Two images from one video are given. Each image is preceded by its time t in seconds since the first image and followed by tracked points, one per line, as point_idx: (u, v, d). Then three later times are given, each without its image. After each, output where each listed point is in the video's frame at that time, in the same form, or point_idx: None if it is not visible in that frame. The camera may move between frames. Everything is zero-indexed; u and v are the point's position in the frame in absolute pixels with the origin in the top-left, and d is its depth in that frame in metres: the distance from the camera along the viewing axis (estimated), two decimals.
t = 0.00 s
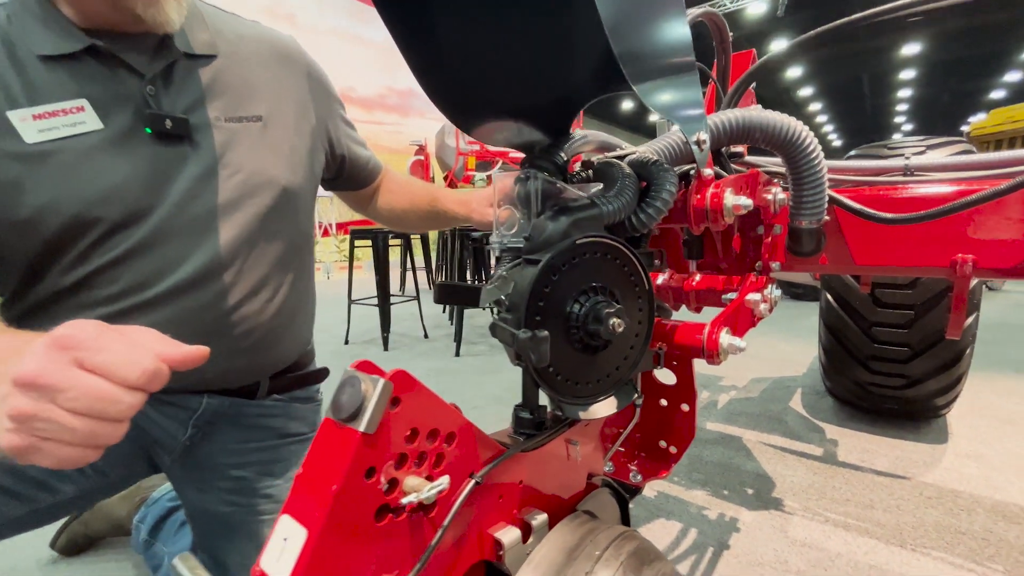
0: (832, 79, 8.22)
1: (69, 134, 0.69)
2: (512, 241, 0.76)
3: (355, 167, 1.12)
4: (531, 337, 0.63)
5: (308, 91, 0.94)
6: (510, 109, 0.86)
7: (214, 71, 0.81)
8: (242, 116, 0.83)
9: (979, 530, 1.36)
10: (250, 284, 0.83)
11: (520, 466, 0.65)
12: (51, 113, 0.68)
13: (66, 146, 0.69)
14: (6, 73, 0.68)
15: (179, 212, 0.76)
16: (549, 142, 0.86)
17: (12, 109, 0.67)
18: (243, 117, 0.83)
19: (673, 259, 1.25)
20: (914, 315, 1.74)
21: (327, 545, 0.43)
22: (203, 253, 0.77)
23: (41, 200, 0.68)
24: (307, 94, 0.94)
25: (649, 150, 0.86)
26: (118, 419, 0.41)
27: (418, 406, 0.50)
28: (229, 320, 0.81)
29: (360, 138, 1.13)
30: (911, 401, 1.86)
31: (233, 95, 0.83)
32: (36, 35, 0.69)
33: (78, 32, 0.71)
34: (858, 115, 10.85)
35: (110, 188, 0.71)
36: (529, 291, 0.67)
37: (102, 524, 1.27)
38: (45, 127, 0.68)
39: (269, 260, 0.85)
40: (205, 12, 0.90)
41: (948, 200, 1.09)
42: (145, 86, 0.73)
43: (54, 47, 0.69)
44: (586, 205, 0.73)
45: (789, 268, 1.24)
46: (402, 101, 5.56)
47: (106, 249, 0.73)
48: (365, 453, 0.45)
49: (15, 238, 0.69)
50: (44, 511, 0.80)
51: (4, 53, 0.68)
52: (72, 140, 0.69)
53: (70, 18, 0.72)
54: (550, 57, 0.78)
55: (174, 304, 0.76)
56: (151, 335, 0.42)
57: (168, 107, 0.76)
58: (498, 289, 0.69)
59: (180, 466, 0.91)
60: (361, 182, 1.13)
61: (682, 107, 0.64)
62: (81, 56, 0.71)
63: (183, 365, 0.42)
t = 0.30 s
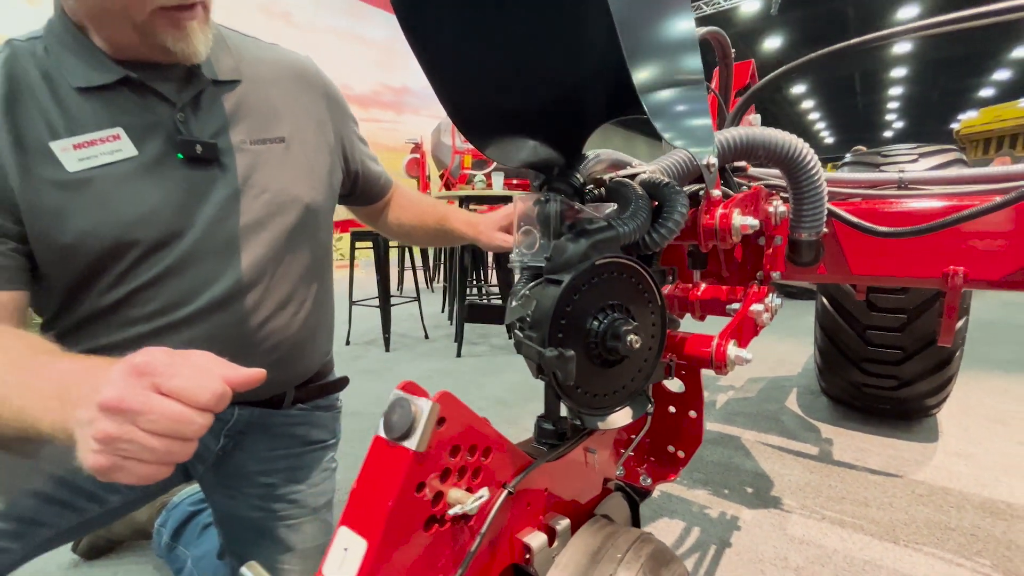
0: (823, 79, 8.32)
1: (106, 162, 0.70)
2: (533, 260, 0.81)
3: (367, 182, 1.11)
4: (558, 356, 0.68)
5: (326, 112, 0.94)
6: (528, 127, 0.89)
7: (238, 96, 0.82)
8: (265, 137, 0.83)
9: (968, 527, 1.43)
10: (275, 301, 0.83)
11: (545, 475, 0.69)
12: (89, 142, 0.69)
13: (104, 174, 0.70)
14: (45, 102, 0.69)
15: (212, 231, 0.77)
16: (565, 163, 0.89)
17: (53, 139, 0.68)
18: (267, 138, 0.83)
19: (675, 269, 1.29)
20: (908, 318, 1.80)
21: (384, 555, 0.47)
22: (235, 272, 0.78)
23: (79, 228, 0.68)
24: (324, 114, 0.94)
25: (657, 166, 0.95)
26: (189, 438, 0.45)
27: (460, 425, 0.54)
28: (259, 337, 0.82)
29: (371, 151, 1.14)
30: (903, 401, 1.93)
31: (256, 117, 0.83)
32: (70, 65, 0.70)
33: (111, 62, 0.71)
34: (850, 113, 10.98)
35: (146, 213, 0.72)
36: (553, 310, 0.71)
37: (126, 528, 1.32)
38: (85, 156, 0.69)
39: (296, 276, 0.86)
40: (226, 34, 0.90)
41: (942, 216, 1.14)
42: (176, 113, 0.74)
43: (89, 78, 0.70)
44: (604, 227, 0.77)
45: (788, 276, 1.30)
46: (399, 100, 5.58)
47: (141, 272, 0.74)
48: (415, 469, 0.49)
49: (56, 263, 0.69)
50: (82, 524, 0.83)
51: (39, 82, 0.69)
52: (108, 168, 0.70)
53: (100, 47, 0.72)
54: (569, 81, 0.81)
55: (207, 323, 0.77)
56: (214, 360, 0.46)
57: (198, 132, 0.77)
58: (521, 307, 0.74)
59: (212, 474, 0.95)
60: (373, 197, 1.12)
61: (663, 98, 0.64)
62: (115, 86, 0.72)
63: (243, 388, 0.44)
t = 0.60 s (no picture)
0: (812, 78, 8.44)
1: (147, 191, 0.73)
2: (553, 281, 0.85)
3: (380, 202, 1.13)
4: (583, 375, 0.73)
5: (347, 135, 0.98)
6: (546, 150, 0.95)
7: (267, 124, 0.85)
8: (294, 162, 0.87)
9: (953, 522, 1.51)
10: (306, 319, 0.87)
11: (568, 485, 0.74)
12: (131, 172, 0.72)
13: (146, 202, 0.73)
14: (89, 134, 0.72)
15: (246, 254, 0.80)
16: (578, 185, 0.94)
17: (99, 170, 0.71)
18: (295, 163, 0.87)
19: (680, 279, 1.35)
20: (897, 322, 1.88)
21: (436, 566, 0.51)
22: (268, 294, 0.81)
23: (124, 255, 0.72)
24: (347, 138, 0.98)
25: (661, 184, 1.01)
26: (255, 460, 0.47)
27: (497, 444, 0.58)
28: (290, 355, 0.86)
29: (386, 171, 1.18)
30: (892, 401, 2.00)
31: (284, 144, 0.86)
32: (113, 97, 0.73)
33: (150, 94, 0.74)
34: (838, 111, 11.14)
35: (185, 239, 0.75)
36: (574, 329, 0.75)
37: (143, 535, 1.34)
38: (127, 185, 0.72)
39: (324, 296, 0.90)
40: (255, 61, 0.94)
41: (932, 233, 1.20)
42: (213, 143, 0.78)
43: (131, 110, 0.73)
44: (620, 250, 0.82)
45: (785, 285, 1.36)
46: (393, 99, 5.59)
47: (180, 295, 0.77)
48: (461, 487, 0.54)
49: (103, 287, 0.73)
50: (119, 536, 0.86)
51: (84, 115, 0.72)
52: (150, 197, 0.73)
53: (140, 81, 0.75)
54: (579, 106, 0.88)
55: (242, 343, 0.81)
56: (274, 387, 0.48)
57: (232, 160, 0.80)
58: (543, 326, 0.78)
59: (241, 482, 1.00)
60: (384, 217, 1.15)
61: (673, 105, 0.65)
62: (154, 117, 0.75)
63: (299, 414, 0.47)
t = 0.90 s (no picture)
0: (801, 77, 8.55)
1: (177, 207, 0.77)
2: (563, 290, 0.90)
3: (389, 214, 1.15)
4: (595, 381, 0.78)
5: (364, 149, 1.04)
6: (552, 161, 0.99)
7: (289, 140, 0.90)
8: (314, 176, 0.91)
9: (937, 514, 1.58)
10: (326, 328, 0.92)
11: (579, 485, 0.79)
12: (161, 189, 0.75)
13: (176, 218, 0.77)
14: (122, 153, 0.76)
15: (270, 267, 0.84)
16: (582, 194, 0.98)
17: (132, 187, 0.75)
18: (315, 177, 0.91)
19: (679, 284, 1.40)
20: (884, 321, 1.94)
21: (465, 562, 0.56)
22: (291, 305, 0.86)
23: (155, 269, 0.75)
24: (361, 152, 1.02)
25: (663, 196, 1.05)
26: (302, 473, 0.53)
27: (519, 450, 0.62)
28: (311, 362, 0.90)
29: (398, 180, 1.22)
30: (878, 397, 2.08)
31: (304, 159, 0.91)
32: (144, 117, 0.77)
33: (178, 112, 0.78)
34: (827, 108, 11.29)
35: (212, 254, 0.79)
36: (584, 337, 0.80)
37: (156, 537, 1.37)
38: (163, 200, 0.76)
39: (340, 305, 0.95)
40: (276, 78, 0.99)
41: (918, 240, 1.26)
42: (238, 159, 0.82)
43: (161, 128, 0.77)
44: (626, 261, 0.85)
45: (779, 289, 1.42)
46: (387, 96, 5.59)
47: (208, 306, 0.81)
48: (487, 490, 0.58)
49: (134, 300, 0.76)
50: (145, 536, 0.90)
51: (116, 135, 0.76)
52: (179, 212, 0.77)
53: (170, 100, 0.79)
54: (583, 121, 0.92)
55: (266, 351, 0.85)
56: (317, 403, 0.54)
57: (255, 175, 0.84)
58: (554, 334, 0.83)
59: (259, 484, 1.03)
60: (392, 227, 1.17)
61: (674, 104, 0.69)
62: (183, 134, 0.79)
63: (341, 428, 0.54)
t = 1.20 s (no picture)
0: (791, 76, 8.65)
1: (201, 221, 0.81)
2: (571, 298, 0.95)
3: (399, 222, 1.18)
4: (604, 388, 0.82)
5: (378, 160, 1.09)
6: (554, 169, 1.02)
7: (307, 154, 0.95)
8: (331, 189, 0.97)
9: (923, 508, 1.64)
10: (342, 337, 0.97)
11: (590, 487, 0.82)
12: (188, 204, 0.80)
13: (200, 232, 0.81)
14: (149, 171, 0.80)
15: (289, 279, 0.89)
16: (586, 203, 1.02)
17: (159, 203, 0.79)
18: (332, 190, 0.97)
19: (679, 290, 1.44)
20: (873, 322, 2.01)
21: (489, 562, 0.59)
22: (309, 315, 0.91)
23: (182, 281, 0.79)
24: (375, 165, 1.08)
25: (663, 205, 1.09)
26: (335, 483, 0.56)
27: (537, 455, 0.66)
28: (328, 368, 0.95)
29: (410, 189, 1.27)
30: (867, 395, 2.14)
31: (321, 172, 0.96)
32: (171, 135, 0.81)
33: (203, 130, 0.83)
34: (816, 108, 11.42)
35: (235, 267, 0.83)
36: (592, 345, 0.83)
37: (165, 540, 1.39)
38: (185, 216, 0.80)
39: (354, 314, 1.00)
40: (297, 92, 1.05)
41: (906, 246, 1.32)
42: (259, 174, 0.87)
43: (184, 145, 0.81)
44: (630, 271, 0.88)
45: (774, 293, 1.48)
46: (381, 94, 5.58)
47: (231, 317, 0.85)
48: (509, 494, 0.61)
49: (160, 312, 0.80)
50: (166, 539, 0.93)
51: (144, 154, 0.80)
52: (204, 226, 0.81)
53: (194, 117, 0.83)
54: (582, 131, 0.96)
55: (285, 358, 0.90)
56: (347, 415, 0.57)
57: (275, 189, 0.89)
58: (563, 341, 0.87)
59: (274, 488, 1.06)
60: (400, 235, 1.20)
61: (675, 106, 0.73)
62: (206, 150, 0.83)
63: (370, 439, 0.56)
